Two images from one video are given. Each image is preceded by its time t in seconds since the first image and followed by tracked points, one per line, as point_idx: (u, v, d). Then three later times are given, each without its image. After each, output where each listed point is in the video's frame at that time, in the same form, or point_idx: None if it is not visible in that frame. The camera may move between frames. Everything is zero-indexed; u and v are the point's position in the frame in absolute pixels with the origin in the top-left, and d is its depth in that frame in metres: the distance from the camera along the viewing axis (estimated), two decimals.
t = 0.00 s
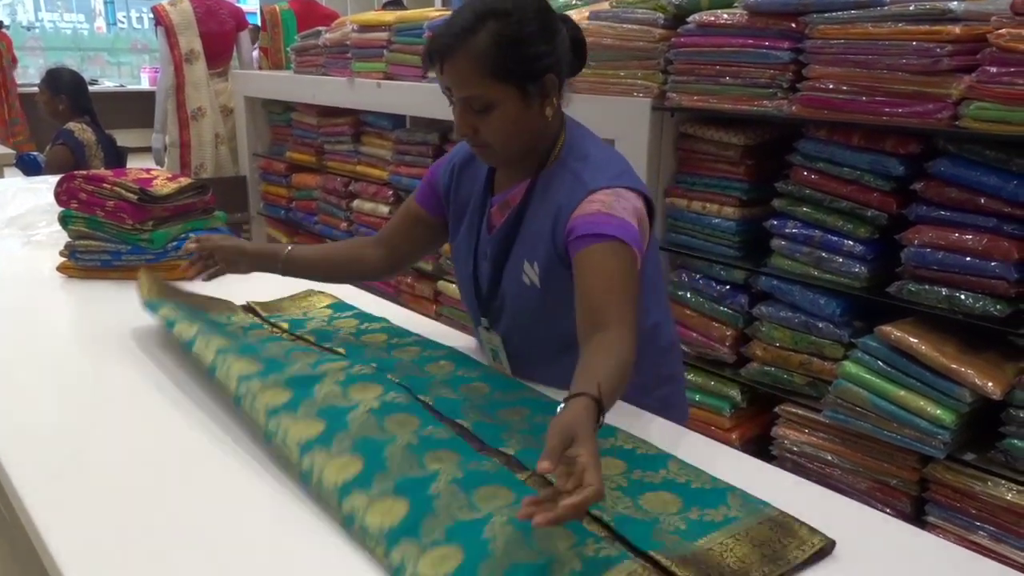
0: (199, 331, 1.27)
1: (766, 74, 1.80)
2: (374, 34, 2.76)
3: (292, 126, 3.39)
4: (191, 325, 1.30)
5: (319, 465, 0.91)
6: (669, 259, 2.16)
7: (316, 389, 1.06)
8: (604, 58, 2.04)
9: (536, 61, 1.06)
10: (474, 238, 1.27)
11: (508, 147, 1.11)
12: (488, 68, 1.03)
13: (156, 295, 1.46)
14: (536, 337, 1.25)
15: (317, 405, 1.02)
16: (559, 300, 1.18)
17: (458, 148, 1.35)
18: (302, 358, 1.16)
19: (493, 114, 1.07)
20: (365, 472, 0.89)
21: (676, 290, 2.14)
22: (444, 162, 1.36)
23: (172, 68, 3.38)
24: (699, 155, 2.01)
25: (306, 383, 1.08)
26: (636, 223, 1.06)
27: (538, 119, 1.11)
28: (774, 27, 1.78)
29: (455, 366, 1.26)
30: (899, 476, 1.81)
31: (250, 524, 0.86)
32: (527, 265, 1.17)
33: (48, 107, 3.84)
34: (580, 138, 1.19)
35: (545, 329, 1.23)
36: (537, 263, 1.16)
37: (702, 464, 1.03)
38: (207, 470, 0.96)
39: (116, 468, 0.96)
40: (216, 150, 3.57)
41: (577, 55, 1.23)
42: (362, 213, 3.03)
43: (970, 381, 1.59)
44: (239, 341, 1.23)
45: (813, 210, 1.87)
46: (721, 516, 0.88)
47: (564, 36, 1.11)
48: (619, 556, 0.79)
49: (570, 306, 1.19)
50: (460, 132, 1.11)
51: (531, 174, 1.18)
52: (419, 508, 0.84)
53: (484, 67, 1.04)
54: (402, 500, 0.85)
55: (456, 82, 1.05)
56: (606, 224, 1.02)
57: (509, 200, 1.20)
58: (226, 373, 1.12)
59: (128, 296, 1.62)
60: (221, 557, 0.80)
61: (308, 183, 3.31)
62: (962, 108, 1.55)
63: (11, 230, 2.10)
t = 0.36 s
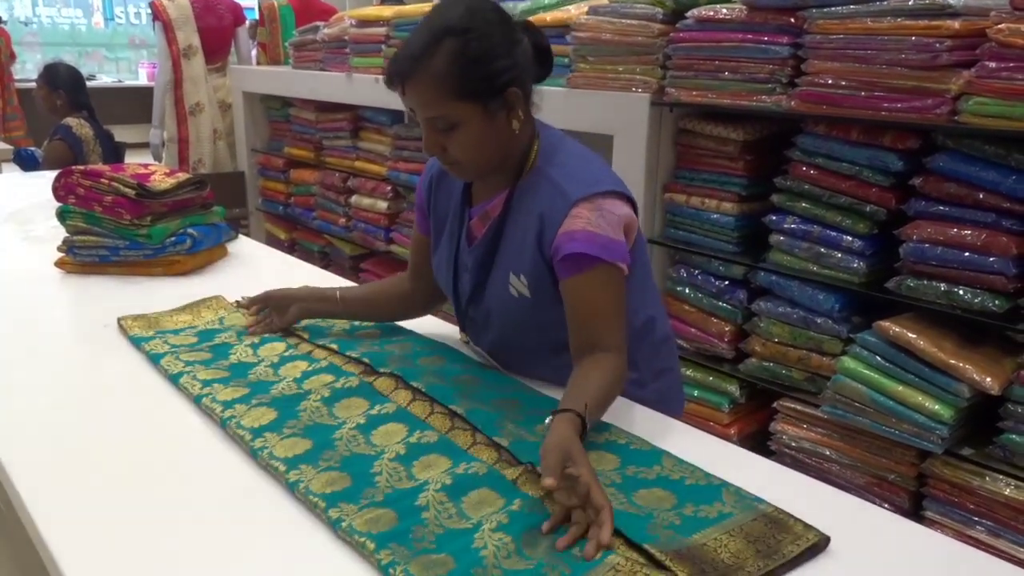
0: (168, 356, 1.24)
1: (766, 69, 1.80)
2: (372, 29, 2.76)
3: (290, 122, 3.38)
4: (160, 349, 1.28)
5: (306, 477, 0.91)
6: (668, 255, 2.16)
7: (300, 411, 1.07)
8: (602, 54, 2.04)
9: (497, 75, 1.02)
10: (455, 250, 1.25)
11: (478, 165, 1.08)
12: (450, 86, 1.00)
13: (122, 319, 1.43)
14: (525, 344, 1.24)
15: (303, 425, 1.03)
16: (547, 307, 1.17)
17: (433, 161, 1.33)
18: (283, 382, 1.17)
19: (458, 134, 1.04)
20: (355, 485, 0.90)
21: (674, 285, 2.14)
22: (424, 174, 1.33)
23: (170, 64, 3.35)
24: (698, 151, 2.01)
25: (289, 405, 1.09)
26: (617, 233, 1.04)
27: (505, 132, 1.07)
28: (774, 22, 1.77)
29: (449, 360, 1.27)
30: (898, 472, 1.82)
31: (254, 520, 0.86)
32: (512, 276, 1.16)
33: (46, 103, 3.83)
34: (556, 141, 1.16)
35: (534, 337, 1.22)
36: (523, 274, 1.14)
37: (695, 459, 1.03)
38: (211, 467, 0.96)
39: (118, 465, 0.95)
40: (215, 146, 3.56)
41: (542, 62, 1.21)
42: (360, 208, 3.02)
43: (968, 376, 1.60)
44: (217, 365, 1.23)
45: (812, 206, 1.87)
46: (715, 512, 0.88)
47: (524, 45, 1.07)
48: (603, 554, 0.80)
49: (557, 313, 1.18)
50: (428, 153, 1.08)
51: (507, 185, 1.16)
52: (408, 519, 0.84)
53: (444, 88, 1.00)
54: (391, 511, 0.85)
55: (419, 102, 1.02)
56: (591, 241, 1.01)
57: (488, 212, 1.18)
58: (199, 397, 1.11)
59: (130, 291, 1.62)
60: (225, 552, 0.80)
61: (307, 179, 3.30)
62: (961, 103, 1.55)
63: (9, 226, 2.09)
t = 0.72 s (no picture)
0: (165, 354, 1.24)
1: (765, 64, 1.80)
2: (371, 25, 2.75)
3: (289, 117, 3.37)
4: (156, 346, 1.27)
5: (306, 474, 0.91)
6: (668, 251, 2.16)
7: (300, 411, 1.07)
8: (601, 49, 2.03)
9: (465, 91, 1.00)
10: (439, 257, 1.25)
11: (457, 178, 1.08)
12: (421, 110, 0.99)
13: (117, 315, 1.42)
14: (518, 343, 1.24)
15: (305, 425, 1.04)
16: (536, 304, 1.17)
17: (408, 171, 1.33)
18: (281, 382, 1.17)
19: (433, 153, 1.03)
20: (356, 484, 0.90)
21: (674, 281, 2.14)
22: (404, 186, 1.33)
23: (168, 59, 3.33)
24: (697, 146, 2.01)
25: (290, 405, 1.09)
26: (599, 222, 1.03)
27: (479, 144, 1.07)
28: (773, 17, 1.77)
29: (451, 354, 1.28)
30: (897, 467, 1.82)
31: (257, 517, 0.86)
32: (499, 277, 1.16)
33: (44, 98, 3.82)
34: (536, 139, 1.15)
35: (526, 336, 1.22)
36: (508, 275, 1.14)
37: (698, 455, 1.03)
38: (215, 464, 0.96)
39: (121, 462, 0.95)
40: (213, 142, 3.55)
41: (507, 67, 1.18)
42: (359, 204, 3.02)
43: (968, 371, 1.60)
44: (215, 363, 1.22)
45: (812, 201, 1.86)
46: (718, 507, 0.88)
47: (488, 55, 1.05)
48: (600, 540, 0.80)
49: (547, 312, 1.18)
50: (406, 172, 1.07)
51: (485, 191, 1.15)
52: (408, 517, 0.84)
53: (413, 110, 0.99)
54: (391, 509, 0.85)
55: (392, 127, 1.01)
56: (574, 231, 1.00)
57: (469, 215, 1.18)
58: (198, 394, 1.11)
59: (129, 287, 1.62)
60: (228, 549, 0.80)
61: (306, 175, 3.29)
62: (961, 97, 1.55)
63: (7, 222, 2.08)
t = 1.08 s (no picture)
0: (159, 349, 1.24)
1: (766, 59, 1.80)
2: (371, 21, 2.75)
3: (290, 113, 3.37)
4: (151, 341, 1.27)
5: (305, 472, 0.91)
6: (669, 246, 2.16)
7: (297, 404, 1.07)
8: (602, 45, 2.03)
9: (459, 89, 1.01)
10: (433, 258, 1.27)
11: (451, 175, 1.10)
12: (414, 109, 1.00)
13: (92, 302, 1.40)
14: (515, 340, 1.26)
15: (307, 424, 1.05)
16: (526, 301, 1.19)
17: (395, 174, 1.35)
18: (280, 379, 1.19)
19: (428, 151, 1.04)
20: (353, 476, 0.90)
21: (675, 277, 2.14)
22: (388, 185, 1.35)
23: (170, 55, 3.31)
24: (698, 142, 2.00)
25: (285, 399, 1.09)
26: (574, 212, 1.04)
27: (474, 140, 1.08)
28: (774, 12, 1.77)
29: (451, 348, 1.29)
30: (898, 462, 1.82)
31: (256, 516, 0.85)
32: (489, 274, 1.18)
33: (45, 95, 3.82)
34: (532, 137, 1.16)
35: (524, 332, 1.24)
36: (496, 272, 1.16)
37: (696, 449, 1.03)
38: (212, 459, 0.97)
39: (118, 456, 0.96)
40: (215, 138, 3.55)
41: (502, 66, 1.18)
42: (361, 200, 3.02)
43: (969, 367, 1.60)
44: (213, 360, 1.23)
45: (814, 196, 1.86)
46: (718, 502, 0.88)
47: (482, 51, 1.06)
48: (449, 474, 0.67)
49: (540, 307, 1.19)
50: (402, 170, 1.08)
51: (476, 190, 1.17)
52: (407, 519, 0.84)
53: (408, 110, 1.00)
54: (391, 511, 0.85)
55: (386, 125, 1.02)
56: (540, 216, 1.01)
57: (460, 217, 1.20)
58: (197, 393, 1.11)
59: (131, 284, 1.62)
60: (228, 548, 0.80)
61: (307, 171, 3.30)
62: (963, 93, 1.55)
63: (9, 219, 2.08)
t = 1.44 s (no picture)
0: (45, 383, 1.15)
1: (762, 56, 1.79)
2: (368, 18, 2.75)
3: (287, 111, 3.37)
4: (42, 374, 1.18)
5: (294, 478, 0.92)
6: (666, 243, 2.16)
7: (196, 408, 1.01)
8: (599, 41, 2.02)
9: (475, 68, 1.00)
10: (442, 244, 1.26)
11: (461, 156, 1.08)
12: (428, 84, 0.98)
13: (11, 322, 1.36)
14: (515, 333, 1.25)
15: (300, 425, 1.07)
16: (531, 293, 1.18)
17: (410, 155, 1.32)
18: (272, 377, 1.20)
19: (439, 128, 1.03)
20: (272, 504, 0.84)
21: (672, 273, 2.14)
22: (398, 171, 1.33)
23: (166, 52, 3.30)
24: (696, 138, 2.00)
25: (186, 402, 1.03)
26: (590, 208, 1.02)
27: (485, 122, 1.06)
28: (770, 8, 1.76)
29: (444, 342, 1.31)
30: (894, 458, 1.82)
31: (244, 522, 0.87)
32: (494, 264, 1.17)
33: (41, 93, 3.81)
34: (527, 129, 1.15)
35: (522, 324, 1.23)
36: (503, 263, 1.15)
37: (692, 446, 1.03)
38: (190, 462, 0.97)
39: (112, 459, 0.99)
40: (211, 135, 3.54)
41: (515, 51, 1.18)
42: (358, 197, 3.02)
43: (966, 362, 1.60)
44: (150, 360, 1.18)
45: (811, 193, 1.86)
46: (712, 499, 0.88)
47: (498, 33, 1.05)
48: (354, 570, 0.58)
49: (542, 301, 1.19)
50: (411, 148, 1.06)
51: (488, 176, 1.16)
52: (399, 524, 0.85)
53: (423, 86, 0.98)
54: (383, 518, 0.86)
55: (398, 100, 1.00)
56: (558, 215, 0.98)
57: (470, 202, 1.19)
58: (89, 412, 1.04)
59: (128, 282, 1.62)
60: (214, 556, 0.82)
61: (304, 168, 3.29)
62: (959, 89, 1.55)
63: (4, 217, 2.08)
